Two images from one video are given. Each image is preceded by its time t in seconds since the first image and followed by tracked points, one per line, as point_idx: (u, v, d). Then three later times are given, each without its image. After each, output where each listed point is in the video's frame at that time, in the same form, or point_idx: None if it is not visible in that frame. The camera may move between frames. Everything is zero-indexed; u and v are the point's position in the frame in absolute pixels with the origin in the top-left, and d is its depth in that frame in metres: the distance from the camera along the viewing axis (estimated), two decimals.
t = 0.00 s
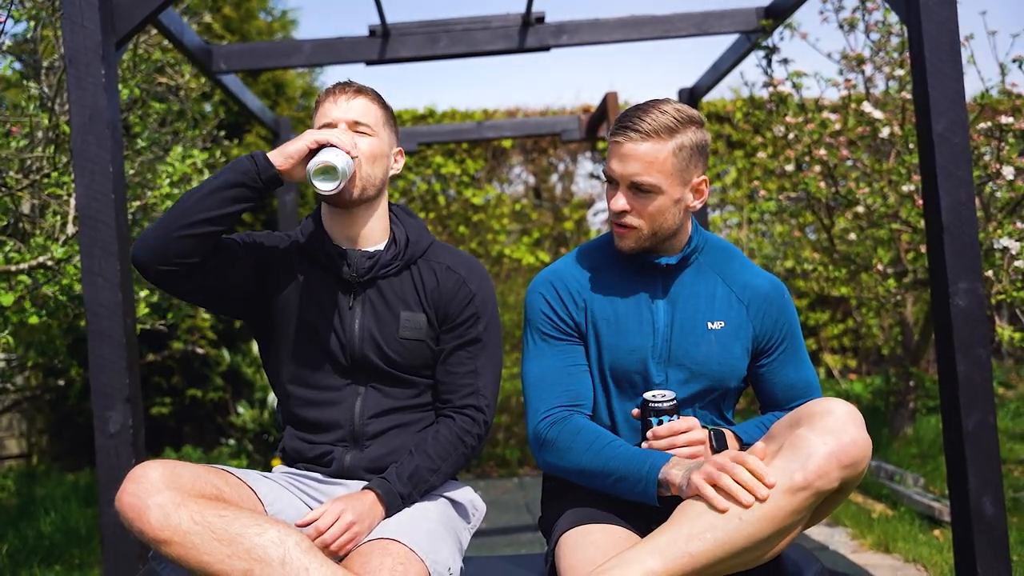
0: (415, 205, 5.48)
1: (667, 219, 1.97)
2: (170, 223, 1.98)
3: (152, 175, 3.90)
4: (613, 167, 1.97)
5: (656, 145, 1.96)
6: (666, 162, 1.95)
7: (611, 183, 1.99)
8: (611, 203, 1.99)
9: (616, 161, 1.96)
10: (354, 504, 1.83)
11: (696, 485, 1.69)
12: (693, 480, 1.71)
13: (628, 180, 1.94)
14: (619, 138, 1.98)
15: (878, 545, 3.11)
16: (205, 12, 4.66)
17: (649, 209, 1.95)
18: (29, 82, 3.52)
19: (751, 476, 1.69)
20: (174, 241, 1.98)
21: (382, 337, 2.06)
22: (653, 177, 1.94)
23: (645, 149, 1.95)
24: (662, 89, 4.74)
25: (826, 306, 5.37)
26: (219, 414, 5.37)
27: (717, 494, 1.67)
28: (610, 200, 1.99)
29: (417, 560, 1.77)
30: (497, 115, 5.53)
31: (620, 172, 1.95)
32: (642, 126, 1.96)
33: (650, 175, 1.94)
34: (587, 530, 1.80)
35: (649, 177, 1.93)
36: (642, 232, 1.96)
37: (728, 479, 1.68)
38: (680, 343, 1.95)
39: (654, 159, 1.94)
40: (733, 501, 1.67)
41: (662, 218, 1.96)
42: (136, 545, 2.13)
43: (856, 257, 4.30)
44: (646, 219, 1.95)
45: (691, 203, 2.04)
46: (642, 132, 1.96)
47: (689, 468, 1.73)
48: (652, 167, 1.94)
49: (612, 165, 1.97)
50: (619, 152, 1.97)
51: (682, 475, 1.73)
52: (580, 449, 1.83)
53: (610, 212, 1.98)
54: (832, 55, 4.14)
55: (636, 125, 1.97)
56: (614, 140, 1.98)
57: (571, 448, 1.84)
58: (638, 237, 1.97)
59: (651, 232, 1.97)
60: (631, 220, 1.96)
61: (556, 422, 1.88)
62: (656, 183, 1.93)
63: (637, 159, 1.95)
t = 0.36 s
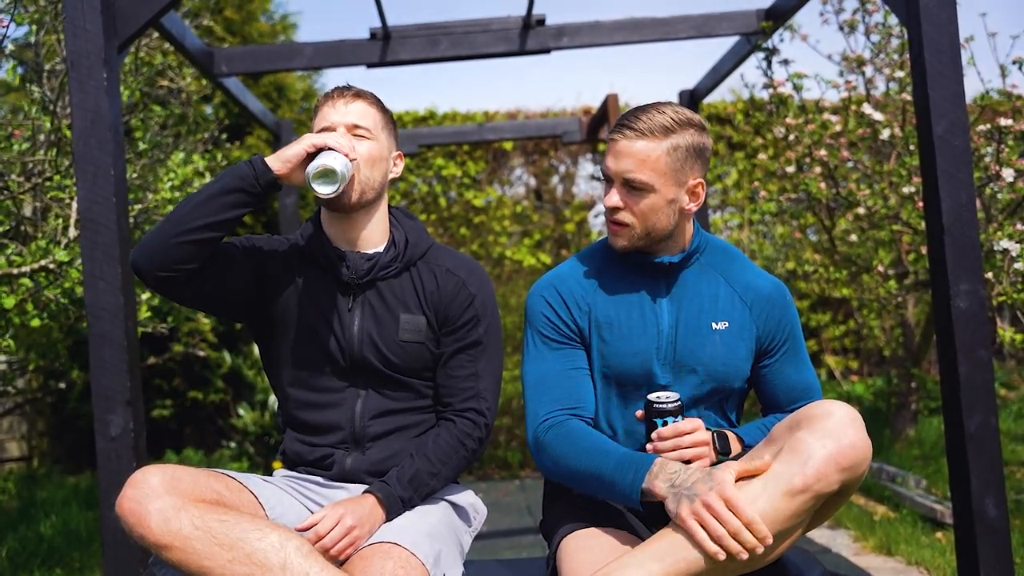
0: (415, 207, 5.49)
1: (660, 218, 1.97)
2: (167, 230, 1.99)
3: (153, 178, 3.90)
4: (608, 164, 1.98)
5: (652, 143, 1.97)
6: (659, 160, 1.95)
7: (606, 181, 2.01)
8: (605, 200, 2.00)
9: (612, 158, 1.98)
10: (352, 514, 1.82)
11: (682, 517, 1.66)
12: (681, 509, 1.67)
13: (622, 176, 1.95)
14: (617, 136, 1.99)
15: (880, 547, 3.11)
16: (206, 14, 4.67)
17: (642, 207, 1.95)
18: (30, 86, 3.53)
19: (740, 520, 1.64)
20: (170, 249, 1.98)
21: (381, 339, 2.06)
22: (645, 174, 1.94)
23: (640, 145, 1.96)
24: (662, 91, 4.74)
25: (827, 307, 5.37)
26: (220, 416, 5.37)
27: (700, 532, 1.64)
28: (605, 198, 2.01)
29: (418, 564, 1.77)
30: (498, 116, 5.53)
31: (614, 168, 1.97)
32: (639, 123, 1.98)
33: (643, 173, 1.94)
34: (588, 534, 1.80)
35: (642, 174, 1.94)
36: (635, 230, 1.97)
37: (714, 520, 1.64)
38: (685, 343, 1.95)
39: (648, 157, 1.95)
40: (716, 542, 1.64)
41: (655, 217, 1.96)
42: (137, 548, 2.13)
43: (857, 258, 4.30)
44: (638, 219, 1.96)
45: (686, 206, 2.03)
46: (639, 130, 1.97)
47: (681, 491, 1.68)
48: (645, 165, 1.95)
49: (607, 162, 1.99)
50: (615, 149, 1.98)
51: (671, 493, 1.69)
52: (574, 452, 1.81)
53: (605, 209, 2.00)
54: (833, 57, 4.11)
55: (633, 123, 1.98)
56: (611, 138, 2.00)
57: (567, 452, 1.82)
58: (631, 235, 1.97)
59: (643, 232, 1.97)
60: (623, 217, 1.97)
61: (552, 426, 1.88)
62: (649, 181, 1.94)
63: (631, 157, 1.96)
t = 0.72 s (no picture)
0: (414, 210, 5.49)
1: (654, 214, 1.97)
2: (160, 284, 1.97)
3: (151, 182, 3.90)
4: (606, 159, 2.00)
5: (649, 140, 1.99)
6: (654, 156, 1.97)
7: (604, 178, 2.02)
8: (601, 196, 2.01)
9: (609, 155, 2.00)
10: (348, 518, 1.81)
11: (614, 567, 1.62)
12: (615, 557, 1.63)
13: (616, 172, 1.97)
14: (615, 133, 2.02)
15: (880, 549, 3.11)
16: (204, 18, 4.67)
17: (636, 202, 1.96)
18: (29, 90, 3.53)
19: None
20: (164, 304, 1.99)
21: (378, 342, 2.06)
22: (640, 168, 1.96)
23: (637, 141, 1.98)
24: (661, 93, 4.74)
25: (827, 308, 5.36)
26: (219, 419, 5.37)
27: None
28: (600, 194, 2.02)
29: (419, 565, 1.77)
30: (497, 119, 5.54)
31: (610, 164, 1.98)
32: (637, 121, 2.00)
33: (638, 167, 1.95)
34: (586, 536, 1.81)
35: (637, 168, 1.95)
36: (629, 225, 1.97)
37: None
38: (684, 343, 1.95)
39: (645, 152, 1.97)
40: None
41: (649, 214, 1.96)
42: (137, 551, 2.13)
43: (856, 259, 4.30)
44: (633, 214, 1.97)
45: (682, 206, 2.02)
46: (637, 127, 2.00)
47: (620, 538, 1.63)
48: (641, 159, 1.96)
49: (604, 158, 2.01)
50: (613, 145, 2.01)
51: (610, 535, 1.64)
52: (547, 457, 1.81)
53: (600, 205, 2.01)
54: (831, 58, 4.08)
55: (632, 121, 2.01)
56: (610, 135, 2.03)
57: (542, 456, 1.82)
58: (625, 230, 1.98)
59: (638, 229, 1.97)
60: (618, 212, 1.98)
61: (537, 424, 1.88)
62: (642, 176, 1.95)
63: (628, 151, 1.97)
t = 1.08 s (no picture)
0: (415, 214, 5.51)
1: (648, 223, 1.98)
2: (148, 387, 1.97)
3: (152, 187, 3.91)
4: (597, 170, 2.01)
5: (638, 149, 1.99)
6: (643, 165, 1.97)
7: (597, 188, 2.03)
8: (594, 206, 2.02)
9: (600, 166, 2.01)
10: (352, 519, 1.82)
11: (658, 556, 1.63)
12: (656, 546, 1.63)
13: (608, 182, 1.98)
14: (605, 144, 2.03)
15: (881, 552, 3.10)
16: (204, 23, 4.68)
17: (627, 212, 1.97)
18: (30, 96, 3.54)
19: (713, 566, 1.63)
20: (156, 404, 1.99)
21: (377, 347, 2.06)
22: (630, 178, 1.96)
23: (626, 151, 1.99)
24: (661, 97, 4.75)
25: (827, 311, 5.36)
26: (220, 424, 5.37)
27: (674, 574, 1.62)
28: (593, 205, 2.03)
29: (418, 570, 1.78)
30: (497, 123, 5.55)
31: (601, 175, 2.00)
32: (625, 131, 2.01)
33: (626, 177, 1.96)
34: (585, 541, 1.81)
35: (626, 178, 1.96)
36: (622, 235, 1.99)
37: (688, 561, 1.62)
38: (679, 348, 1.95)
39: (635, 161, 1.97)
40: None
41: (641, 223, 1.97)
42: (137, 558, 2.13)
43: (856, 262, 4.30)
44: (628, 223, 1.98)
45: (675, 212, 2.03)
46: (626, 137, 2.01)
47: (658, 525, 1.64)
48: (631, 169, 1.97)
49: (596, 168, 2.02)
50: (603, 155, 2.01)
51: (646, 523, 1.64)
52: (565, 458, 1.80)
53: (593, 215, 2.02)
54: (830, 63, 4.14)
55: (620, 131, 2.02)
56: (600, 145, 2.03)
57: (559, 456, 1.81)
58: (619, 240, 1.99)
59: (634, 239, 1.99)
60: (610, 223, 1.99)
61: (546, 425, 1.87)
62: (633, 186, 1.96)
63: (618, 162, 1.98)
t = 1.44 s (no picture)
0: (407, 219, 5.50)
1: (636, 231, 1.98)
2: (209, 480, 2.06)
3: (144, 193, 3.90)
4: (585, 176, 2.01)
5: (626, 156, 1.99)
6: (632, 173, 1.97)
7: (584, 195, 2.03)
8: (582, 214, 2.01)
9: (587, 173, 2.00)
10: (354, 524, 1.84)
11: (705, 529, 1.64)
12: (702, 521, 1.65)
13: (597, 189, 1.98)
14: (593, 149, 2.01)
15: (874, 555, 3.10)
16: (196, 27, 4.66)
17: (617, 219, 1.97)
18: (20, 100, 3.52)
19: (761, 532, 1.65)
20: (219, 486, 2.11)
21: (368, 367, 2.05)
22: (619, 185, 1.96)
23: (615, 158, 1.98)
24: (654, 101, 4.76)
25: (819, 315, 5.37)
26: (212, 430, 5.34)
27: (724, 545, 1.64)
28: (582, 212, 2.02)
29: None
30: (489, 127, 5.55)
31: (590, 183, 1.99)
32: (614, 138, 2.01)
33: (615, 185, 1.97)
34: (576, 542, 1.81)
35: (615, 186, 1.96)
36: (611, 242, 1.98)
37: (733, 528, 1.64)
38: (671, 353, 1.95)
39: (624, 168, 1.97)
40: (737, 552, 1.65)
41: (631, 230, 1.97)
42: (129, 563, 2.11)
43: (847, 266, 4.32)
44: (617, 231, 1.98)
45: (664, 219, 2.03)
46: (614, 143, 2.00)
47: (700, 501, 1.65)
48: (620, 176, 1.97)
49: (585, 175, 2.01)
50: (591, 161, 2.00)
51: (688, 501, 1.66)
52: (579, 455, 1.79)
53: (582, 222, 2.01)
54: (821, 66, 4.11)
55: (610, 138, 2.01)
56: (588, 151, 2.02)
57: (574, 454, 1.80)
58: (608, 247, 1.99)
59: (624, 246, 1.98)
60: (599, 231, 1.98)
61: (555, 428, 1.85)
62: (622, 194, 1.96)
63: (602, 172, 1.98)
